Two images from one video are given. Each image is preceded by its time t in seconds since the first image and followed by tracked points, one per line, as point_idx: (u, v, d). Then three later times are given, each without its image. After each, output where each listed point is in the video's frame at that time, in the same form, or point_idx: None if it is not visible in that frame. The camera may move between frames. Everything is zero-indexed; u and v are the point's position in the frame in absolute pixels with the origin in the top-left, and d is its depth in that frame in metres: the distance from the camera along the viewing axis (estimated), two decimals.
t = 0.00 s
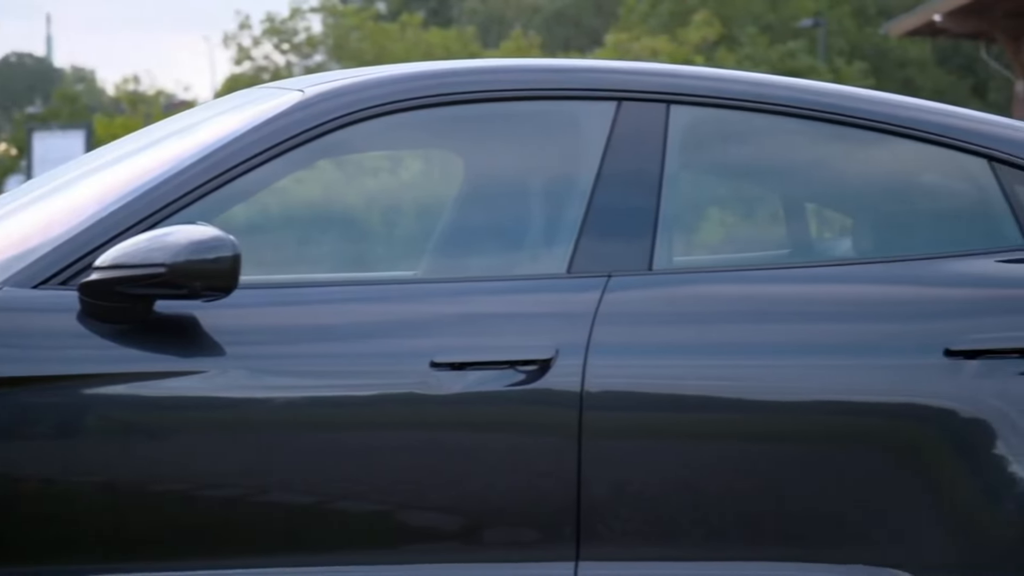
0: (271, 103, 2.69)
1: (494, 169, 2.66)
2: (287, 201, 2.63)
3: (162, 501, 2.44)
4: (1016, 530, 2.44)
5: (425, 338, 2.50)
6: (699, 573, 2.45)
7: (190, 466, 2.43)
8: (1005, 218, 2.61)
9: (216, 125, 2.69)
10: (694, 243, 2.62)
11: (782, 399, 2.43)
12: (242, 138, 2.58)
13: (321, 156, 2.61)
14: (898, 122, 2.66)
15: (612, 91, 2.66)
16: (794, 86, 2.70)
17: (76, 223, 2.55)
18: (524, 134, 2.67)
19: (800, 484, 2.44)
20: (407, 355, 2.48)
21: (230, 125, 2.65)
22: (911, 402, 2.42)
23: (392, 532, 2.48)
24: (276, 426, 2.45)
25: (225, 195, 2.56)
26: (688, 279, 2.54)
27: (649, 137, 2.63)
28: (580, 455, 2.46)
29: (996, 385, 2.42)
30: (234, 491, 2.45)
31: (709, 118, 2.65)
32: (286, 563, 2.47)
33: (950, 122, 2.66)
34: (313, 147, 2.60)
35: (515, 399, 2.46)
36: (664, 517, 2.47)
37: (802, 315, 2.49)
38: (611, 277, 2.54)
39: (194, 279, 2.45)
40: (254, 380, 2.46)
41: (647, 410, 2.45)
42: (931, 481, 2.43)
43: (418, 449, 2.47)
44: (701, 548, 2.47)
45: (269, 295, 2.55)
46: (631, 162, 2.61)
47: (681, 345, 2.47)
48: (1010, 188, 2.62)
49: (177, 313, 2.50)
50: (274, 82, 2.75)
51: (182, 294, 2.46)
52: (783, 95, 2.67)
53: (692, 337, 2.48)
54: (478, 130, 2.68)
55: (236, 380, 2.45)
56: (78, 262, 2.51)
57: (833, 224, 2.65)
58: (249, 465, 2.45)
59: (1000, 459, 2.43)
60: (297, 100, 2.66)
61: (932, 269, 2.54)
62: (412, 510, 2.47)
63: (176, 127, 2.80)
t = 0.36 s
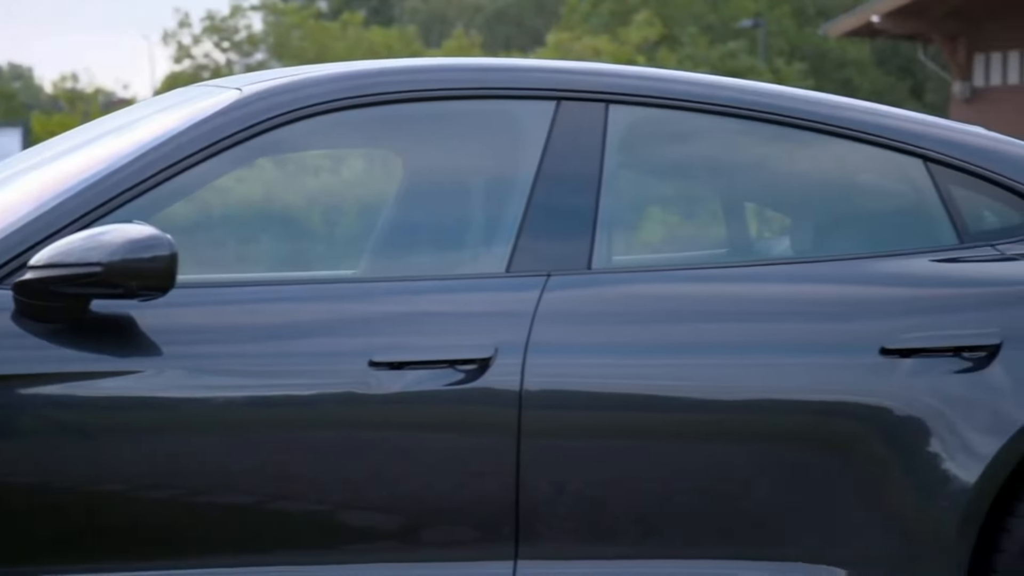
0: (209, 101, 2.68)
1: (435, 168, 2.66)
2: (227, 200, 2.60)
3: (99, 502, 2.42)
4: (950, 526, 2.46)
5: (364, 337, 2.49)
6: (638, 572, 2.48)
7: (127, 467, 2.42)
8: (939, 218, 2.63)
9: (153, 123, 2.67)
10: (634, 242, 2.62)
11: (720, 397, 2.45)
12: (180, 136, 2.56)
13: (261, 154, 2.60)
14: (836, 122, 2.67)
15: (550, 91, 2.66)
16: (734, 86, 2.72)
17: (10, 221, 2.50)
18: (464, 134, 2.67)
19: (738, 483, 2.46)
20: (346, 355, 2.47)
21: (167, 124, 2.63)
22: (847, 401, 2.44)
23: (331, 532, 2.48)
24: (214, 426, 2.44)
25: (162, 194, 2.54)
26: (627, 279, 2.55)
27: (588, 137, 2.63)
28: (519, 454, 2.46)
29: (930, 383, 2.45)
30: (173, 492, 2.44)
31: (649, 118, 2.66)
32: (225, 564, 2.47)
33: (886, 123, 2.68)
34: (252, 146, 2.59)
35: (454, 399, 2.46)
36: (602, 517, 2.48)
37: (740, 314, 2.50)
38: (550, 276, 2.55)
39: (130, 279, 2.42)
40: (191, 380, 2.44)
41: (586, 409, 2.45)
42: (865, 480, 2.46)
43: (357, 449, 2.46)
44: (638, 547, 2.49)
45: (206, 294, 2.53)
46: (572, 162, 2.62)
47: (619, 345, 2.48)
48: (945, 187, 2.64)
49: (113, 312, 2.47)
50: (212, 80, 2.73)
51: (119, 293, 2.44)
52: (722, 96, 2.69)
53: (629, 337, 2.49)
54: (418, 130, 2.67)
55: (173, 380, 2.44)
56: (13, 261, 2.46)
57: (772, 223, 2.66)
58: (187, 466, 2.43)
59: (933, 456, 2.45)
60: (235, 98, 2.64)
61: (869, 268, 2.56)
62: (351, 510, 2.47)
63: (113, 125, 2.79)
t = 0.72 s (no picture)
0: (145, 99, 2.66)
1: (373, 166, 2.65)
2: (167, 198, 2.59)
3: (34, 503, 2.40)
4: (884, 522, 2.49)
5: (301, 336, 2.48)
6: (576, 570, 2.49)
7: (62, 467, 2.40)
8: (873, 217, 2.66)
9: (89, 122, 2.65)
10: (573, 242, 2.63)
11: (657, 395, 2.45)
12: (115, 133, 2.54)
13: (201, 151, 2.58)
14: (772, 122, 2.70)
15: (489, 90, 2.67)
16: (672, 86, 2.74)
17: None
18: (404, 132, 2.67)
19: (675, 480, 2.47)
20: (282, 355, 2.46)
21: (103, 121, 2.61)
22: (783, 399, 2.45)
23: (269, 532, 2.46)
24: (149, 426, 2.42)
25: (97, 192, 2.52)
26: (564, 278, 2.55)
27: (526, 136, 2.64)
28: (457, 453, 2.45)
29: (865, 381, 2.46)
30: (108, 492, 2.42)
31: (587, 117, 2.68)
32: (162, 564, 2.45)
33: (821, 122, 2.70)
34: (189, 144, 2.57)
35: (391, 399, 2.45)
36: (539, 515, 2.48)
37: (677, 312, 2.51)
38: (488, 275, 2.55)
39: (64, 278, 2.39)
40: (126, 380, 2.43)
41: (522, 408, 2.45)
42: (801, 477, 2.47)
43: (294, 449, 2.44)
44: (575, 546, 2.49)
45: (142, 293, 2.51)
46: (511, 161, 2.62)
47: (556, 344, 2.48)
48: (879, 186, 2.66)
49: (48, 312, 2.44)
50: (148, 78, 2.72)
51: (53, 293, 2.41)
52: (661, 96, 2.71)
53: (567, 336, 2.49)
54: (357, 128, 2.66)
55: (107, 380, 2.42)
56: None
57: (712, 221, 2.67)
58: (122, 466, 2.42)
59: (867, 453, 2.46)
60: (171, 96, 2.63)
61: (805, 267, 2.58)
62: (287, 509, 2.46)
63: (49, 123, 2.77)
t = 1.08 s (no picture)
0: (79, 96, 2.64)
1: (311, 165, 2.64)
2: (103, 197, 2.58)
3: None
4: (819, 519, 2.50)
5: (237, 336, 2.46)
6: (515, 569, 2.48)
7: None
8: (810, 217, 2.67)
9: (22, 119, 2.63)
10: (514, 240, 2.63)
11: (594, 394, 2.46)
12: (48, 131, 2.52)
13: (137, 150, 2.57)
14: (711, 122, 2.71)
15: (426, 89, 2.66)
16: (610, 86, 2.74)
17: None
18: (342, 131, 2.66)
19: (613, 479, 2.47)
20: (218, 354, 2.45)
21: (36, 119, 2.59)
22: (718, 397, 2.46)
23: (206, 531, 2.45)
24: (83, 426, 2.40)
25: (30, 190, 2.50)
26: (501, 277, 2.56)
27: (465, 135, 2.63)
28: (394, 451, 2.45)
29: (799, 379, 2.48)
30: (42, 492, 2.40)
31: (525, 116, 2.67)
32: (97, 565, 2.43)
33: (759, 123, 2.72)
34: (124, 141, 2.56)
35: (327, 398, 2.44)
36: (477, 514, 2.48)
37: (615, 311, 2.52)
38: (426, 273, 2.54)
39: None
40: (59, 380, 2.40)
41: (459, 406, 2.45)
42: (737, 476, 2.48)
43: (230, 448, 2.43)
44: (514, 543, 2.49)
45: (76, 292, 2.49)
46: (449, 159, 2.61)
47: (494, 342, 2.48)
48: (815, 186, 2.67)
49: None
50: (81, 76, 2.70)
51: None
52: (599, 95, 2.71)
53: (505, 335, 2.49)
54: (293, 126, 2.65)
55: (41, 380, 2.40)
56: None
57: (651, 220, 2.67)
58: (56, 466, 2.39)
59: (802, 451, 2.48)
60: (105, 93, 2.61)
61: (741, 266, 2.59)
62: (224, 509, 2.44)
63: None
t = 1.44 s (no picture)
0: (6, 91, 2.62)
1: (242, 161, 2.63)
2: (33, 192, 2.56)
3: None
4: (749, 516, 2.51)
5: (166, 333, 2.44)
6: (447, 566, 2.48)
7: None
8: (741, 216, 2.69)
9: None
10: (449, 238, 2.63)
11: (525, 391, 2.46)
12: None
13: (67, 145, 2.56)
14: (645, 120, 2.71)
15: (359, 86, 2.66)
16: (543, 83, 2.74)
17: None
18: (274, 127, 2.64)
19: (544, 475, 2.48)
20: (147, 351, 2.43)
21: None
22: (647, 394, 2.47)
23: (135, 531, 2.43)
24: (9, 424, 2.38)
25: None
26: (433, 273, 2.56)
27: (398, 132, 2.63)
28: (326, 449, 2.44)
29: (729, 376, 2.49)
30: None
31: (457, 114, 2.67)
32: (24, 565, 2.41)
33: (693, 121, 2.73)
34: (54, 136, 2.54)
35: (258, 396, 2.43)
36: (410, 511, 2.48)
37: (547, 308, 2.52)
38: (357, 271, 2.54)
39: None
40: None
41: (391, 404, 2.45)
42: (667, 473, 2.50)
43: (159, 447, 2.41)
44: (446, 541, 2.49)
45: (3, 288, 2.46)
46: (382, 157, 2.61)
47: (426, 340, 2.48)
48: (746, 185, 2.69)
49: None
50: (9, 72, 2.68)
51: None
52: (532, 93, 2.71)
53: (437, 332, 2.48)
54: (224, 122, 2.64)
55: None
56: None
57: (585, 218, 2.68)
58: None
59: (733, 447, 2.49)
60: (33, 88, 2.59)
61: (673, 263, 2.61)
62: (153, 508, 2.43)
63: None
